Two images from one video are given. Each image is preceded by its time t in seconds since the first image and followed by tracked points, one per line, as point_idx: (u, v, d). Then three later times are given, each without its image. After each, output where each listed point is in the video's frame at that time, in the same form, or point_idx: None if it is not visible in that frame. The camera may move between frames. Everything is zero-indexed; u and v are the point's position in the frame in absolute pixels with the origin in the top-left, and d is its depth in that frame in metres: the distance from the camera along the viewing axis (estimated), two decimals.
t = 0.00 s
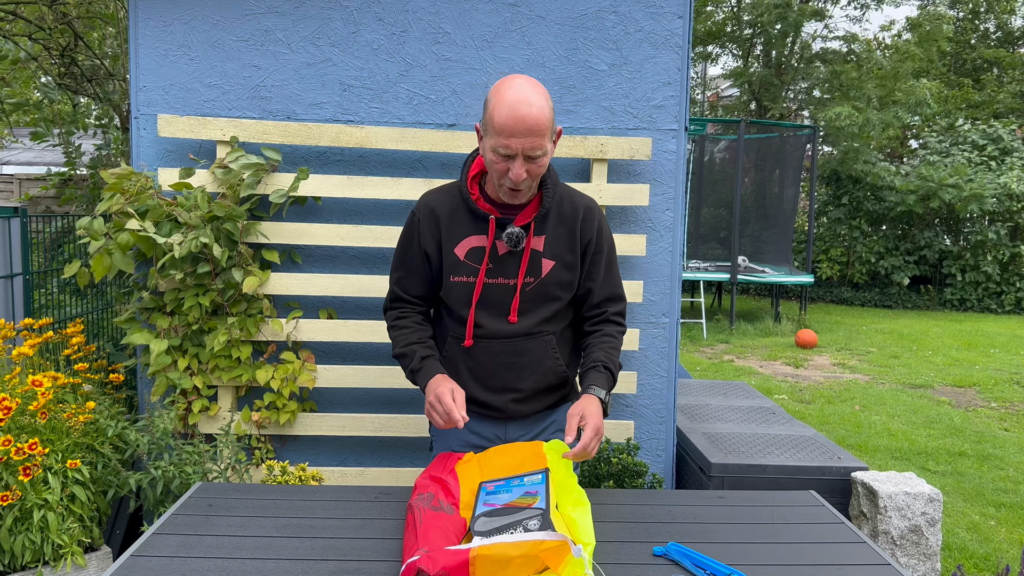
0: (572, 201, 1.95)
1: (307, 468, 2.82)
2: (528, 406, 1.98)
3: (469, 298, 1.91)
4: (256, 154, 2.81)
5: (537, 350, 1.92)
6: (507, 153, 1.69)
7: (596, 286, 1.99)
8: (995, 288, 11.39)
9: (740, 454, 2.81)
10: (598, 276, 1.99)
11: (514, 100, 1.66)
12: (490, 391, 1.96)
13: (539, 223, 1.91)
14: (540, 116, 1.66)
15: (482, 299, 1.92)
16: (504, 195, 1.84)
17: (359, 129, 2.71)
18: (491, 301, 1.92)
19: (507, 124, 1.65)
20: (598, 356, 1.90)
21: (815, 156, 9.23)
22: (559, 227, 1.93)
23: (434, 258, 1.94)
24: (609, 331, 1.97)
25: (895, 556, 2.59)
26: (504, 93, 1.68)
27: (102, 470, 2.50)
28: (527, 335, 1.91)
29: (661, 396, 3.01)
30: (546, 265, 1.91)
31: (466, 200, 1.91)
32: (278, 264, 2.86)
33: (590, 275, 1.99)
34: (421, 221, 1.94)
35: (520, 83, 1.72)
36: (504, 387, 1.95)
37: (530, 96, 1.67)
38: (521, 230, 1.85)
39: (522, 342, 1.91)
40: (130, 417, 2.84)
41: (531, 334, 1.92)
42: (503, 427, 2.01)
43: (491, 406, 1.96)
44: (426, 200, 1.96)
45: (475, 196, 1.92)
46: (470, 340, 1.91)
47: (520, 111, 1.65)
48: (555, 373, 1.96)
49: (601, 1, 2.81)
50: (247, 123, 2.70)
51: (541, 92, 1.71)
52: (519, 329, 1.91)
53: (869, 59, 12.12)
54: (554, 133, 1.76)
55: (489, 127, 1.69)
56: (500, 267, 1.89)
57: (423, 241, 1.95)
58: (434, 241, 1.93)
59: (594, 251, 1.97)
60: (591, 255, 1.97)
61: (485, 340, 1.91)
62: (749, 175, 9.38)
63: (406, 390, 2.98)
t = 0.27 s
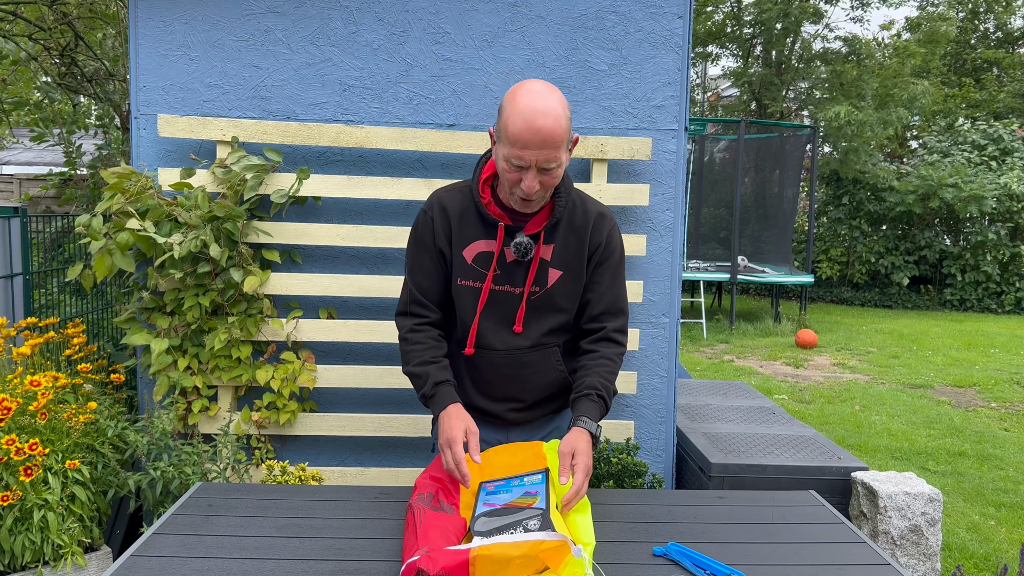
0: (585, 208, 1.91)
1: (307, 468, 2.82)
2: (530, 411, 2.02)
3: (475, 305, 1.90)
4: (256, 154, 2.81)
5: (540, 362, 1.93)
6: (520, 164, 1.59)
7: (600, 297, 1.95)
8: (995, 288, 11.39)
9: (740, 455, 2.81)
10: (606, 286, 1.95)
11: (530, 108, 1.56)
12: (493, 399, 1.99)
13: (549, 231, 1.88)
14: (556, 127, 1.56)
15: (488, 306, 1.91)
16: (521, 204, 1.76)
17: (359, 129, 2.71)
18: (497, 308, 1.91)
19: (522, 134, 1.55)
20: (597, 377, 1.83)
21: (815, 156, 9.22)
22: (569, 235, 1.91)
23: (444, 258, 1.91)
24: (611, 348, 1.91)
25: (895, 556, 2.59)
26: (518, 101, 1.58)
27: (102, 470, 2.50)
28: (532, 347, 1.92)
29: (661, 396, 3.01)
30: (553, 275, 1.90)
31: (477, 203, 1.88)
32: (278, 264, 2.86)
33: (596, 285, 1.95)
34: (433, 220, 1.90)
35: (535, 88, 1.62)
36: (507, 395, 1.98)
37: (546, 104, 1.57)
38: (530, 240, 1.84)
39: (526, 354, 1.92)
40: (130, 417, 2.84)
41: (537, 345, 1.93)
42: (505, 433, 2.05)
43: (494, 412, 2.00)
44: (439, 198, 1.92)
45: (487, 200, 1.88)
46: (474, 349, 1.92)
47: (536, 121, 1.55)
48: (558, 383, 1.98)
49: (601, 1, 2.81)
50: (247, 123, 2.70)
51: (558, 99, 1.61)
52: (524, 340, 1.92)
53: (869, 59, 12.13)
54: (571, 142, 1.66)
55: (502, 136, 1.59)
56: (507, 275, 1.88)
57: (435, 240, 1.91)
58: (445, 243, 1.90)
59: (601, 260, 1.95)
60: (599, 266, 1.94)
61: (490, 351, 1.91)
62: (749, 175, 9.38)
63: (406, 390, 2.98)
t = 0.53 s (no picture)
0: (594, 215, 1.89)
1: (307, 468, 2.82)
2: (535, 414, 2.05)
3: (483, 314, 1.90)
4: (256, 154, 2.81)
5: (545, 371, 1.97)
6: (530, 179, 1.57)
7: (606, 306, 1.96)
8: (995, 289, 11.39)
9: (740, 455, 2.81)
10: (613, 295, 1.96)
11: (541, 122, 1.53)
12: (499, 405, 2.02)
13: (558, 241, 1.86)
14: (568, 141, 1.53)
15: (496, 316, 1.91)
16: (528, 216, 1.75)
17: (359, 129, 2.71)
18: (504, 317, 1.91)
19: (533, 149, 1.53)
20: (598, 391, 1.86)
21: (815, 156, 9.22)
22: (577, 242, 1.88)
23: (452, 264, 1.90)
24: (616, 358, 1.94)
25: (895, 556, 2.59)
26: (529, 113, 1.55)
27: (102, 470, 2.50)
28: (538, 357, 1.94)
29: (661, 396, 3.01)
30: (562, 284, 1.89)
31: (485, 210, 1.85)
32: (278, 264, 2.86)
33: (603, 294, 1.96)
34: (442, 225, 1.88)
35: (546, 98, 1.58)
36: (513, 403, 2.01)
37: (558, 116, 1.54)
38: (539, 250, 1.82)
39: (533, 364, 1.94)
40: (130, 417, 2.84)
41: (544, 356, 1.95)
42: (510, 437, 2.09)
43: (500, 417, 2.04)
44: (448, 201, 1.89)
45: (495, 207, 1.85)
46: (480, 360, 1.93)
47: (548, 135, 1.51)
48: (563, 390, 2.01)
49: (601, 1, 2.81)
50: (247, 123, 2.69)
51: (570, 110, 1.57)
52: (531, 351, 1.94)
53: (869, 58, 12.12)
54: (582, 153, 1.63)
55: (512, 149, 1.57)
56: (515, 284, 1.87)
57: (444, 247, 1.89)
58: (455, 250, 1.88)
59: (609, 270, 1.95)
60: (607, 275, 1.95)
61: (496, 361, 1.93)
62: (749, 175, 9.38)
63: (406, 390, 2.98)
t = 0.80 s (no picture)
0: (599, 221, 1.88)
1: (307, 468, 2.82)
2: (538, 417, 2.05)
3: (486, 320, 1.89)
4: (256, 154, 2.81)
5: (548, 376, 1.97)
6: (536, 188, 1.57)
7: (610, 315, 1.96)
8: (995, 289, 11.39)
9: (740, 455, 2.81)
10: (618, 302, 1.95)
11: (548, 131, 1.52)
12: (501, 410, 2.02)
13: (562, 247, 1.85)
14: (575, 151, 1.52)
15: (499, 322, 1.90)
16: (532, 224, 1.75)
17: (359, 129, 2.71)
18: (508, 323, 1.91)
19: (539, 160, 1.52)
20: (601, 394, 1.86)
21: (815, 156, 9.22)
22: (582, 249, 1.88)
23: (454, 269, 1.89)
24: (620, 364, 1.93)
25: (895, 556, 2.60)
26: (535, 122, 1.54)
27: (102, 470, 2.50)
28: (541, 362, 1.94)
29: (661, 396, 3.01)
30: (566, 290, 1.89)
31: (489, 214, 1.85)
32: (278, 264, 2.86)
33: (607, 300, 1.96)
34: (443, 229, 1.87)
35: (552, 106, 1.57)
36: (515, 407, 2.01)
37: (565, 126, 1.53)
38: (542, 256, 1.82)
39: (535, 370, 1.94)
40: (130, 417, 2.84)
41: (547, 361, 1.95)
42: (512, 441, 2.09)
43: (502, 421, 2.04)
44: (450, 206, 1.88)
45: (498, 212, 1.84)
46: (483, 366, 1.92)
47: (555, 146, 1.51)
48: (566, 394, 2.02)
49: (601, 1, 2.81)
50: (247, 123, 2.70)
51: (576, 118, 1.56)
52: (533, 357, 1.93)
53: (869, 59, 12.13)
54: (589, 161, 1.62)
55: (517, 159, 1.56)
56: (518, 290, 1.87)
57: (445, 252, 1.89)
58: (455, 255, 1.88)
59: (613, 276, 1.94)
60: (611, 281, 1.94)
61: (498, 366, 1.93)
62: (749, 175, 9.38)
63: (406, 390, 2.98)
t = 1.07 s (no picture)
0: (600, 221, 1.88)
1: (307, 468, 2.82)
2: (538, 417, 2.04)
3: (486, 319, 1.89)
4: (256, 154, 2.81)
5: (549, 377, 1.95)
6: (538, 188, 1.57)
7: (614, 314, 1.96)
8: (995, 289, 11.39)
9: (740, 454, 2.81)
10: (621, 301, 1.96)
11: (550, 130, 1.52)
12: (501, 410, 2.02)
13: (562, 245, 1.85)
14: (577, 150, 1.52)
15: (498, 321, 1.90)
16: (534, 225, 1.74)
17: (359, 129, 2.71)
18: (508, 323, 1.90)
19: (542, 159, 1.52)
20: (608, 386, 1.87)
21: (815, 156, 9.22)
22: (583, 249, 1.88)
23: (451, 268, 1.89)
24: (624, 360, 1.94)
25: (895, 556, 2.60)
26: (537, 122, 1.54)
27: (102, 470, 2.49)
28: (542, 363, 1.93)
29: (661, 396, 3.01)
30: (566, 290, 1.88)
31: (487, 213, 1.85)
32: (278, 264, 2.86)
33: (608, 299, 1.97)
34: (440, 227, 1.87)
35: (553, 105, 1.57)
36: (515, 408, 2.00)
37: (567, 126, 1.53)
38: (541, 254, 1.83)
39: (535, 370, 1.93)
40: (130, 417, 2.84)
41: (547, 361, 1.94)
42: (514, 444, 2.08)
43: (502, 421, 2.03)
44: (448, 204, 1.89)
45: (498, 211, 1.84)
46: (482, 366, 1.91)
47: (557, 145, 1.50)
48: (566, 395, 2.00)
49: (601, 1, 2.81)
50: (247, 123, 2.69)
51: (578, 117, 1.56)
52: (534, 357, 1.92)
53: (869, 58, 12.13)
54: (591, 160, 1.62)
55: (519, 159, 1.56)
56: (518, 290, 1.86)
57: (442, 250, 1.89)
58: (452, 253, 1.88)
59: (615, 275, 1.94)
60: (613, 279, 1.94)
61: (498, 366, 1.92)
62: (749, 175, 9.37)
63: (406, 390, 2.98)
